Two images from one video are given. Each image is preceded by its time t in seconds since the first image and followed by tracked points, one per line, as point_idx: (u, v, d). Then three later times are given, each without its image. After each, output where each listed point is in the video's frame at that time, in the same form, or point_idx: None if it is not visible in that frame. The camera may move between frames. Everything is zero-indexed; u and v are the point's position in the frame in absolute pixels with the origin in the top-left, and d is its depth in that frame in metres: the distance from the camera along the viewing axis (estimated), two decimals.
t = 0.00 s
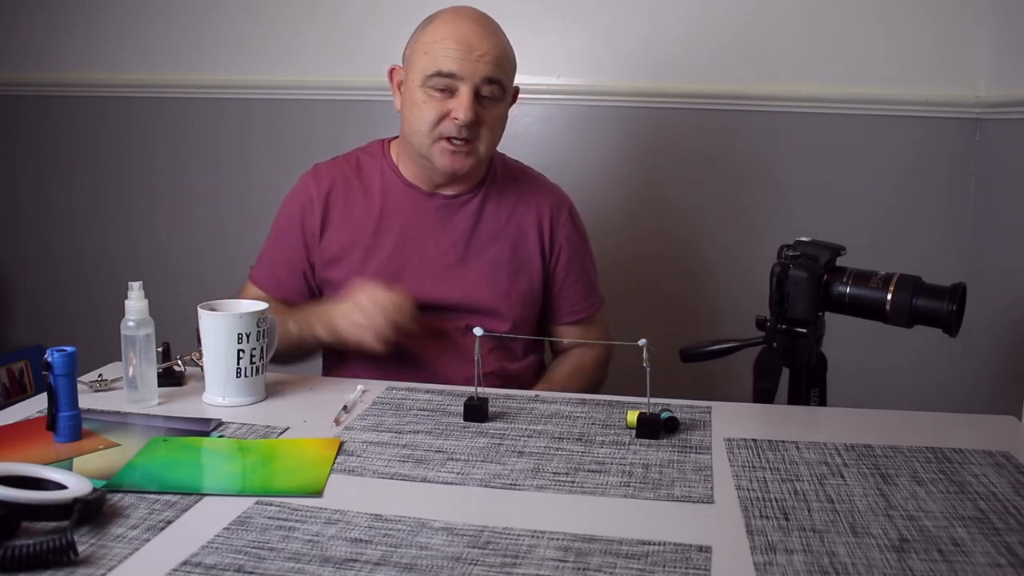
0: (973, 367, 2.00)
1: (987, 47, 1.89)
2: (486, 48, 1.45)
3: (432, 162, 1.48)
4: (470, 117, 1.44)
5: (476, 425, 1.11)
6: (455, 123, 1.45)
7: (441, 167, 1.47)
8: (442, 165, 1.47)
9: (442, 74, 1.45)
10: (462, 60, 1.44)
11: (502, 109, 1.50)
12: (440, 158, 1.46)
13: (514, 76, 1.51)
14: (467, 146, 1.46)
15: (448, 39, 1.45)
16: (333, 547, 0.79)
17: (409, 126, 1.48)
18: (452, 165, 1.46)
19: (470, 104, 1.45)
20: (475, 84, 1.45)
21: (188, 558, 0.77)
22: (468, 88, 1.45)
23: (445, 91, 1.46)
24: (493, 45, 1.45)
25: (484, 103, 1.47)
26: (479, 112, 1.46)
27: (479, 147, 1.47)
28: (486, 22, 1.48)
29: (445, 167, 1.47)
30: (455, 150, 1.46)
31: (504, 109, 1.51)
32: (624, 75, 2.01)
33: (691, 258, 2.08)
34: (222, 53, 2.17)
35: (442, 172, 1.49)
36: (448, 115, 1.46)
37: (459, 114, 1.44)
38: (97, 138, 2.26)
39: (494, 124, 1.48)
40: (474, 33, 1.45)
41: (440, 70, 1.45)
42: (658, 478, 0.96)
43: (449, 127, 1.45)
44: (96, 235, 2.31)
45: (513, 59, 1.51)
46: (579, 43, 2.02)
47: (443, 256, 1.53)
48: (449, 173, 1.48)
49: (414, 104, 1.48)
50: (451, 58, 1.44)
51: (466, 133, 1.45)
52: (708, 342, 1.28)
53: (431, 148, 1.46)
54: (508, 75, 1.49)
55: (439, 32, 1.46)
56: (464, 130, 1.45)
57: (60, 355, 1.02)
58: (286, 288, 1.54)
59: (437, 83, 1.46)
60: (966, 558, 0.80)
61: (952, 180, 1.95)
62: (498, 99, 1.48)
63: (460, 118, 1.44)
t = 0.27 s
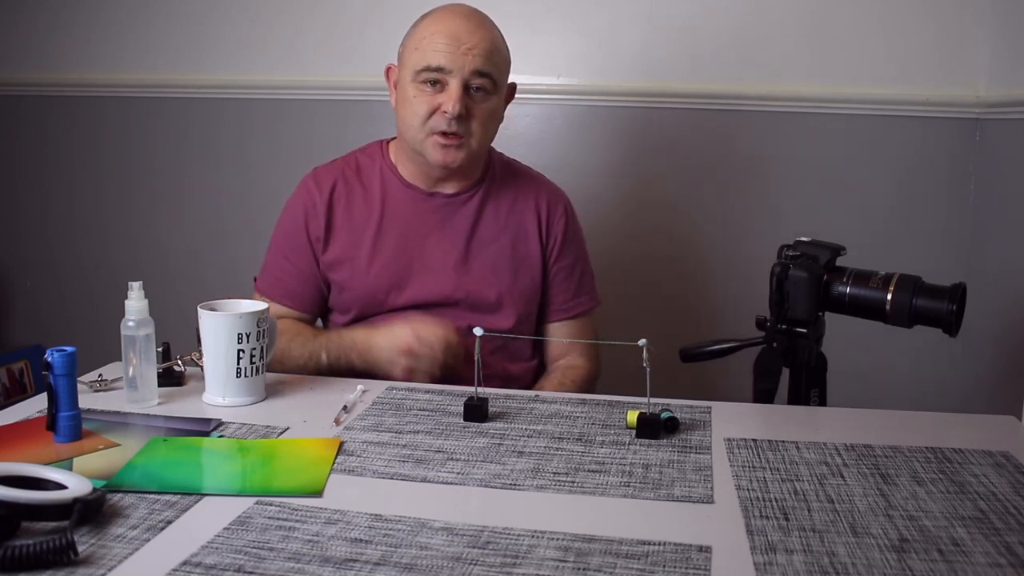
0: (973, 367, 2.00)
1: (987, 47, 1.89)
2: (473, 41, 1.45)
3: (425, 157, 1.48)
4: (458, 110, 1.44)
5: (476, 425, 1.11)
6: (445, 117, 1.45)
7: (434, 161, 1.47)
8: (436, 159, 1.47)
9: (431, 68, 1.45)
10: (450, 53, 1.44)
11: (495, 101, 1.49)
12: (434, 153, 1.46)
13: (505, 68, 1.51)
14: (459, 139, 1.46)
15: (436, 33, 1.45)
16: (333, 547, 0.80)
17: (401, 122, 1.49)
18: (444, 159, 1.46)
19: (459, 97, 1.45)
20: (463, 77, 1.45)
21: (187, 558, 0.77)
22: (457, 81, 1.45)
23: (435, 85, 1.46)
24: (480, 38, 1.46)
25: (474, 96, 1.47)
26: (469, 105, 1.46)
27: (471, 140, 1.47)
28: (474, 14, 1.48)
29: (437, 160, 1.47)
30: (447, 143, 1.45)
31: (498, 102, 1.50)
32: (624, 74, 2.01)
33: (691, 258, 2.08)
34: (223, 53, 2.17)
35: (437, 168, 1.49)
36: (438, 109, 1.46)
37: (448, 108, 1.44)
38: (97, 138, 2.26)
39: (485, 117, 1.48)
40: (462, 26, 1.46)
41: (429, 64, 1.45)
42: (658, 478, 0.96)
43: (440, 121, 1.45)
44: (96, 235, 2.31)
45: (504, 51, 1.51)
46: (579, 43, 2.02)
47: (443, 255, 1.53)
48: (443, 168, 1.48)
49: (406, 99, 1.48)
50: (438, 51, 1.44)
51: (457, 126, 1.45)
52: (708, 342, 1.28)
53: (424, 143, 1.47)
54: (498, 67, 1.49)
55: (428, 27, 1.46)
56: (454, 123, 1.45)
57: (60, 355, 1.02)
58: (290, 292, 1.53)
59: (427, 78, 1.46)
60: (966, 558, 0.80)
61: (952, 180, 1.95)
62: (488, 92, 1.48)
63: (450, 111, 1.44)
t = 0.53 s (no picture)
0: (973, 367, 2.00)
1: (987, 47, 1.89)
2: (467, 53, 1.44)
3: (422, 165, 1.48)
4: (453, 124, 1.43)
5: (476, 425, 1.11)
6: (439, 130, 1.44)
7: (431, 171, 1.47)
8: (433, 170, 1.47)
9: (426, 81, 1.44)
10: (444, 66, 1.43)
11: (490, 113, 1.49)
12: (430, 164, 1.46)
13: (501, 79, 1.49)
14: (454, 151, 1.46)
15: (431, 45, 1.44)
16: (333, 547, 0.80)
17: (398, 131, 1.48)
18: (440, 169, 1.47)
19: (454, 110, 1.44)
20: (458, 90, 1.44)
21: (187, 558, 0.77)
22: (451, 94, 1.44)
23: (430, 97, 1.45)
24: (475, 50, 1.44)
25: (469, 109, 1.46)
26: (463, 117, 1.45)
27: (466, 150, 1.47)
28: (469, 25, 1.46)
29: (435, 171, 1.47)
30: (443, 156, 1.45)
31: (492, 113, 1.49)
32: (624, 74, 2.01)
33: (691, 258, 2.08)
34: (223, 53, 2.17)
35: (434, 175, 1.49)
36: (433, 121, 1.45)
37: (443, 122, 1.43)
38: (97, 138, 2.26)
39: (480, 129, 1.47)
40: (457, 38, 1.44)
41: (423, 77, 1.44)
42: (657, 478, 0.96)
43: (435, 134, 1.44)
44: (96, 235, 2.31)
45: (499, 60, 1.49)
46: (579, 43, 2.02)
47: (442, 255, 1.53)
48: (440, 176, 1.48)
49: (402, 109, 1.47)
50: (433, 64, 1.43)
51: (452, 139, 1.44)
52: (708, 342, 1.28)
53: (420, 153, 1.46)
54: (493, 79, 1.48)
55: (423, 38, 1.45)
56: (449, 136, 1.44)
57: (60, 355, 1.02)
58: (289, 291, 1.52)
59: (422, 89, 1.45)
60: (966, 558, 0.80)
61: (952, 180, 1.95)
62: (483, 104, 1.47)
63: (444, 125, 1.43)
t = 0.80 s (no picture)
0: (973, 367, 2.00)
1: (987, 47, 1.89)
2: (445, 46, 1.44)
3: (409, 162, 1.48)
4: (431, 117, 1.43)
5: (476, 425, 1.11)
6: (420, 124, 1.43)
7: (417, 166, 1.47)
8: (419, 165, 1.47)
9: (406, 76, 1.44)
10: (422, 60, 1.43)
11: (474, 104, 1.46)
12: (415, 159, 1.46)
13: (483, 71, 1.48)
14: (436, 145, 1.45)
15: (411, 40, 1.44)
16: (333, 547, 0.80)
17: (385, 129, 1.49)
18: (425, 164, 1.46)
19: (432, 103, 1.43)
20: (437, 83, 1.43)
21: (188, 558, 0.77)
22: (430, 87, 1.43)
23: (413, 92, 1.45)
24: (453, 43, 1.44)
25: (450, 102, 1.45)
26: (445, 111, 1.44)
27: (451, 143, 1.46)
28: (449, 20, 1.46)
29: (420, 166, 1.47)
30: (426, 149, 1.45)
31: (477, 104, 1.47)
32: (624, 74, 2.01)
33: (691, 258, 2.08)
34: (223, 53, 2.17)
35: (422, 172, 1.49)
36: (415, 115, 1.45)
37: (422, 115, 1.43)
38: (97, 138, 2.26)
39: (463, 121, 1.45)
40: (436, 34, 1.44)
41: (403, 72, 1.44)
42: (658, 478, 0.96)
43: (416, 128, 1.44)
44: (96, 235, 2.31)
45: (483, 54, 1.48)
46: (579, 43, 2.02)
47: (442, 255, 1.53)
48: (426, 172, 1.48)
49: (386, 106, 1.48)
50: (412, 59, 1.43)
51: (434, 132, 1.44)
52: (708, 342, 1.28)
53: (405, 149, 1.46)
54: (475, 71, 1.46)
55: (405, 36, 1.45)
56: (430, 129, 1.44)
57: (60, 355, 1.02)
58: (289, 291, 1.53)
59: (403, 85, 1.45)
60: (966, 558, 0.80)
61: (952, 180, 1.95)
62: (465, 97, 1.45)
63: (423, 118, 1.43)
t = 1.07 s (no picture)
0: (973, 367, 2.00)
1: (987, 47, 1.89)
2: (427, 43, 1.44)
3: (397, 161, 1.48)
4: (415, 114, 1.42)
5: (476, 425, 1.11)
6: (404, 121, 1.43)
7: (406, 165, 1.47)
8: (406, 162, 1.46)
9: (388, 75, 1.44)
10: (404, 58, 1.43)
11: (458, 100, 1.46)
12: (403, 157, 1.46)
13: (467, 67, 1.48)
14: (422, 141, 1.44)
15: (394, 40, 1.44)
16: (333, 547, 0.79)
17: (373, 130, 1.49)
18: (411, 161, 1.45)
19: (416, 101, 1.43)
20: (419, 80, 1.43)
21: (187, 558, 0.77)
22: (414, 84, 1.43)
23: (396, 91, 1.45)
24: (434, 40, 1.44)
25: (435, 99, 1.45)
26: (430, 108, 1.44)
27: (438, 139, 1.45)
28: (430, 17, 1.47)
29: (408, 164, 1.46)
30: (413, 146, 1.44)
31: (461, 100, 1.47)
32: (624, 74, 2.01)
33: (691, 258, 2.08)
34: (223, 53, 2.17)
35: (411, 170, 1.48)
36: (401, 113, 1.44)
37: (406, 112, 1.43)
38: (97, 138, 2.26)
39: (448, 117, 1.45)
40: (417, 32, 1.44)
41: (386, 71, 1.44)
42: (658, 478, 0.96)
43: (401, 126, 1.44)
44: (96, 236, 2.31)
45: (467, 50, 1.48)
46: (578, 43, 2.02)
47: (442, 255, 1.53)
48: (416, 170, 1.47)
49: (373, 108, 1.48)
50: (395, 58, 1.43)
51: (419, 129, 1.43)
52: (708, 342, 1.28)
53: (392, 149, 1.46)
54: (458, 68, 1.46)
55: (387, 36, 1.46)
56: (415, 125, 1.43)
57: (60, 355, 1.02)
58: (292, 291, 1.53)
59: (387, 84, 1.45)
60: (966, 558, 0.80)
61: (952, 180, 1.95)
62: (449, 94, 1.45)
63: (408, 115, 1.42)
